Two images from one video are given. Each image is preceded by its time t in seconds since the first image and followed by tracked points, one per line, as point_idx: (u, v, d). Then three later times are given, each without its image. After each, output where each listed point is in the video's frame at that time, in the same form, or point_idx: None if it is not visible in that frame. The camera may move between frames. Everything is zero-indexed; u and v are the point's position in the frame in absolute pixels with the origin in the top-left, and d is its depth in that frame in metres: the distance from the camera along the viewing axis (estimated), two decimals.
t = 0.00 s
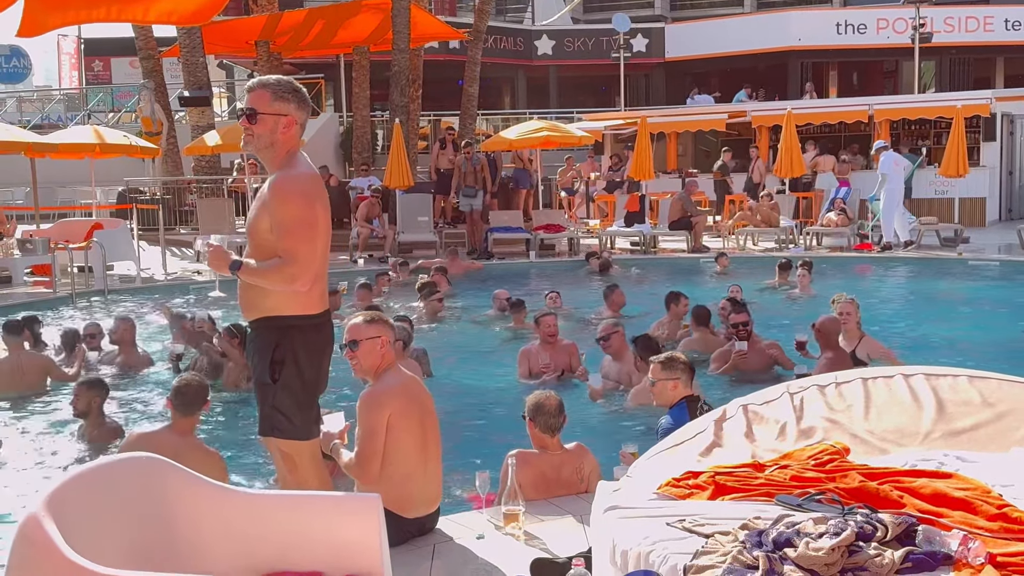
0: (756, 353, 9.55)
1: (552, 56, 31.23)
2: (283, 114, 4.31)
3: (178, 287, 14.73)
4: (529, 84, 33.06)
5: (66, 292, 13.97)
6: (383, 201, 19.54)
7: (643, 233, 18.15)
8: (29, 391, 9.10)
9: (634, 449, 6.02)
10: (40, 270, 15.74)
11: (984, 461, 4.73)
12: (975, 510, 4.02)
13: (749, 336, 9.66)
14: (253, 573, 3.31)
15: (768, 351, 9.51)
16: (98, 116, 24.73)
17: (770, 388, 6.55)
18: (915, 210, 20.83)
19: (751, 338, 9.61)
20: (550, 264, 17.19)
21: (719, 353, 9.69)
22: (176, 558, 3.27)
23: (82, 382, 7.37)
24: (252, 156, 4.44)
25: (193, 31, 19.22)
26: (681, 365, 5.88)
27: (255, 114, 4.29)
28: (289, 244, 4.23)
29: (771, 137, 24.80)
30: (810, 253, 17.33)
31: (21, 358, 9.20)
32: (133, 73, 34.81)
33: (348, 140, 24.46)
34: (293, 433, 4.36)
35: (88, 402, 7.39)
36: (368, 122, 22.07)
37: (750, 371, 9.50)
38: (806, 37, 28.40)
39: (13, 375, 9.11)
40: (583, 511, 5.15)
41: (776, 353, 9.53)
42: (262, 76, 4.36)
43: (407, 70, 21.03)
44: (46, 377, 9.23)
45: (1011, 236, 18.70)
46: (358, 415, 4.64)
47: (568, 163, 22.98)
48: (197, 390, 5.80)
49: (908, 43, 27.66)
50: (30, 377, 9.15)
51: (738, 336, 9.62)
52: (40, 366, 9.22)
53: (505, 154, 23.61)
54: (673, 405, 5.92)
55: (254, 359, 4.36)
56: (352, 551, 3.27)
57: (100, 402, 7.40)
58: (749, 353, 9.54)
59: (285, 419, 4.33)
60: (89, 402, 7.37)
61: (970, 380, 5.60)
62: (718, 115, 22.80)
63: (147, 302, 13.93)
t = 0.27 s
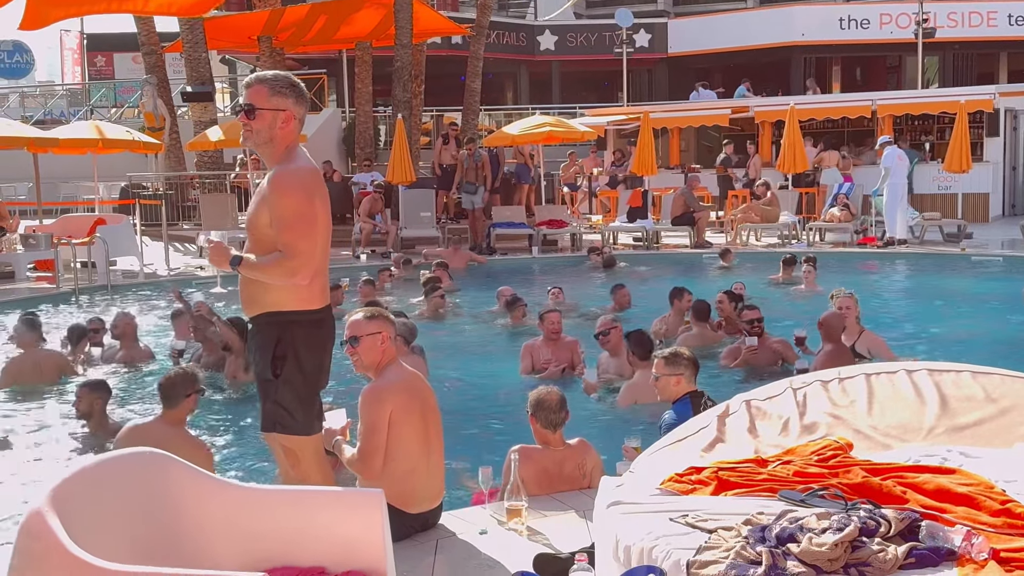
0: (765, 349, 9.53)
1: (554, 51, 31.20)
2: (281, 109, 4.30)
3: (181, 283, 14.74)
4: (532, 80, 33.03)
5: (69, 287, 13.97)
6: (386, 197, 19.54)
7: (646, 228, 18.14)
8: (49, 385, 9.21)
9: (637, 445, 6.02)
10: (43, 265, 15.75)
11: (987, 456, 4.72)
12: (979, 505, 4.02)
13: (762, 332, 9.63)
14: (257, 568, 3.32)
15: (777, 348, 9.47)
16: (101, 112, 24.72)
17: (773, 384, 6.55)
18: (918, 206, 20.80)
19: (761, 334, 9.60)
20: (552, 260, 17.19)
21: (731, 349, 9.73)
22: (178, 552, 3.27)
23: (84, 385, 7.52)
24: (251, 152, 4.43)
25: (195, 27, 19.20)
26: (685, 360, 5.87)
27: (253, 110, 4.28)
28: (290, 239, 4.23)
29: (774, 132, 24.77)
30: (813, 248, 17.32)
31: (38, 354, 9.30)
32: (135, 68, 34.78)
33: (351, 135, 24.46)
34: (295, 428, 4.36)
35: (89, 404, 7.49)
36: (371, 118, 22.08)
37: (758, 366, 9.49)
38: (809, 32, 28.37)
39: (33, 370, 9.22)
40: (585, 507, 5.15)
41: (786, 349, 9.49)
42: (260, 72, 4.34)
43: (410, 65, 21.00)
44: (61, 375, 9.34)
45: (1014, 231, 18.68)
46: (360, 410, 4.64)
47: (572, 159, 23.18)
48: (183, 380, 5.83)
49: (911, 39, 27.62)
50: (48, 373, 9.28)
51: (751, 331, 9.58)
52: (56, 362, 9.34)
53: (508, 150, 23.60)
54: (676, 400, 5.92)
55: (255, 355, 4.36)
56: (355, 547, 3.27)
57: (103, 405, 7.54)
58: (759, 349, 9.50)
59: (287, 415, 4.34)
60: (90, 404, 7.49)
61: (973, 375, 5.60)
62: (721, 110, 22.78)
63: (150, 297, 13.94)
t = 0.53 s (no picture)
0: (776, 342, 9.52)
1: (557, 46, 31.17)
2: (281, 105, 4.29)
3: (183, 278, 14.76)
4: (535, 75, 33.02)
5: (72, 283, 13.98)
6: (388, 192, 19.54)
7: (648, 224, 18.14)
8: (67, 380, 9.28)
9: (639, 440, 6.02)
10: (46, 260, 15.76)
11: (990, 452, 4.72)
12: (981, 500, 4.02)
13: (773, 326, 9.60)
14: (259, 563, 3.32)
15: (786, 339, 9.45)
16: (104, 107, 24.74)
17: (776, 380, 6.55)
18: (922, 201, 20.78)
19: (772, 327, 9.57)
20: (555, 255, 17.19)
21: (740, 343, 9.69)
22: (181, 547, 3.28)
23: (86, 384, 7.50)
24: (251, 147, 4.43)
25: (198, 22, 19.20)
26: (686, 356, 5.87)
27: (253, 105, 4.27)
28: (290, 235, 4.23)
29: (777, 128, 24.76)
30: (816, 244, 17.32)
31: (58, 347, 9.42)
32: (138, 64, 34.78)
33: (354, 131, 24.46)
34: (297, 424, 4.36)
35: (91, 404, 7.51)
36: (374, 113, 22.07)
37: (767, 359, 9.49)
38: (812, 27, 28.35)
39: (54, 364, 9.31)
40: (587, 502, 5.15)
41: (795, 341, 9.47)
42: (259, 67, 4.34)
43: (413, 60, 20.99)
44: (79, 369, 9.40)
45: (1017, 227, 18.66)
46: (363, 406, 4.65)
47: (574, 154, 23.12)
48: (170, 370, 5.88)
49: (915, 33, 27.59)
50: (68, 366, 9.36)
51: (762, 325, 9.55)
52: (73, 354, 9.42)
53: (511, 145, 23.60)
54: (678, 395, 5.92)
55: (257, 351, 4.36)
56: (357, 543, 3.27)
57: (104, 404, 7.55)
58: (769, 343, 9.51)
59: (289, 410, 4.34)
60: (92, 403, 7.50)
61: (976, 371, 5.59)
62: (724, 106, 22.76)
63: (153, 292, 13.95)
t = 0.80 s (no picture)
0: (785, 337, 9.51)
1: (559, 42, 31.20)
2: (284, 100, 4.29)
3: (185, 274, 14.75)
4: (537, 70, 32.99)
5: (75, 279, 13.99)
6: (391, 188, 19.53)
7: (651, 220, 18.12)
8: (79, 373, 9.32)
9: (641, 436, 6.02)
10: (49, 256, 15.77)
11: (992, 448, 4.72)
12: (983, 496, 4.02)
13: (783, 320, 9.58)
14: (262, 558, 3.32)
15: (795, 333, 9.44)
16: (106, 103, 24.73)
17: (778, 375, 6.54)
18: (925, 197, 20.74)
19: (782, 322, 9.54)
20: (557, 251, 17.18)
21: (750, 337, 9.70)
22: (184, 541, 3.28)
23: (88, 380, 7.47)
24: (253, 142, 4.43)
25: (200, 18, 19.20)
26: (687, 352, 5.88)
27: (256, 101, 4.27)
28: (292, 230, 4.23)
29: (779, 123, 24.72)
30: (819, 240, 17.30)
31: (71, 339, 9.44)
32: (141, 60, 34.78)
33: (356, 127, 24.45)
34: (299, 420, 4.36)
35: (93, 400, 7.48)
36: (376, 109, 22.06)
37: (773, 354, 9.50)
38: (815, 22, 28.29)
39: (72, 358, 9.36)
40: (589, 498, 5.15)
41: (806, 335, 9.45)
42: (261, 63, 4.34)
43: (415, 56, 21.01)
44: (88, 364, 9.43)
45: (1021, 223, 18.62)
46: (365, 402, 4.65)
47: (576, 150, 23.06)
48: (171, 363, 5.88)
49: (918, 29, 27.53)
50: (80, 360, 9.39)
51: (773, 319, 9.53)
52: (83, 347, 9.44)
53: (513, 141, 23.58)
54: (679, 391, 5.91)
55: (259, 347, 4.37)
56: (359, 539, 3.26)
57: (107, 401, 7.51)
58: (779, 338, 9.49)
59: (290, 407, 4.34)
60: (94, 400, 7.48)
61: (978, 367, 5.57)
62: (727, 102, 22.74)
63: (156, 288, 13.95)
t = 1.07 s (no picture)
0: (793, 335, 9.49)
1: (562, 39, 31.23)
2: (287, 97, 4.30)
3: (187, 271, 14.76)
4: (539, 67, 32.96)
5: (77, 275, 14.00)
6: (393, 185, 19.52)
7: (653, 217, 18.11)
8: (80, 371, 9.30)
9: (642, 433, 6.02)
10: (51, 253, 15.78)
11: (993, 445, 4.72)
12: (984, 493, 4.02)
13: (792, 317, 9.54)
14: (264, 555, 3.33)
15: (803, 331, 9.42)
16: (108, 100, 24.74)
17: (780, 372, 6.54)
18: (927, 194, 20.71)
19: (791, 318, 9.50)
20: (559, 248, 17.19)
21: (756, 330, 9.72)
22: (186, 538, 3.29)
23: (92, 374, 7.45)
24: (256, 140, 4.44)
25: (203, 15, 19.19)
26: (688, 349, 5.88)
27: (259, 99, 4.28)
28: (295, 227, 4.24)
29: (782, 121, 24.69)
30: (821, 237, 17.29)
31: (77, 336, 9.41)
32: (143, 56, 34.77)
33: (358, 123, 24.45)
34: (302, 416, 4.37)
35: (95, 395, 7.47)
36: (378, 106, 22.03)
37: (778, 351, 9.50)
38: (817, 19, 28.21)
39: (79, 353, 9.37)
40: (590, 495, 5.16)
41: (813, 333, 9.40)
42: (264, 59, 4.34)
43: (417, 53, 21.10)
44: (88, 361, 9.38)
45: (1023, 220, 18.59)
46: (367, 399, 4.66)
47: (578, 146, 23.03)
48: (178, 361, 5.93)
49: (920, 26, 27.50)
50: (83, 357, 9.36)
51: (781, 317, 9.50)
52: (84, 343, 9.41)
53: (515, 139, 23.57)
54: (681, 388, 5.91)
55: (262, 343, 4.37)
56: (361, 535, 3.27)
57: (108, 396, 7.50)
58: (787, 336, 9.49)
59: (293, 403, 4.34)
60: (96, 395, 7.46)
61: (980, 364, 5.57)
62: (730, 98, 22.71)
63: (158, 285, 13.96)
